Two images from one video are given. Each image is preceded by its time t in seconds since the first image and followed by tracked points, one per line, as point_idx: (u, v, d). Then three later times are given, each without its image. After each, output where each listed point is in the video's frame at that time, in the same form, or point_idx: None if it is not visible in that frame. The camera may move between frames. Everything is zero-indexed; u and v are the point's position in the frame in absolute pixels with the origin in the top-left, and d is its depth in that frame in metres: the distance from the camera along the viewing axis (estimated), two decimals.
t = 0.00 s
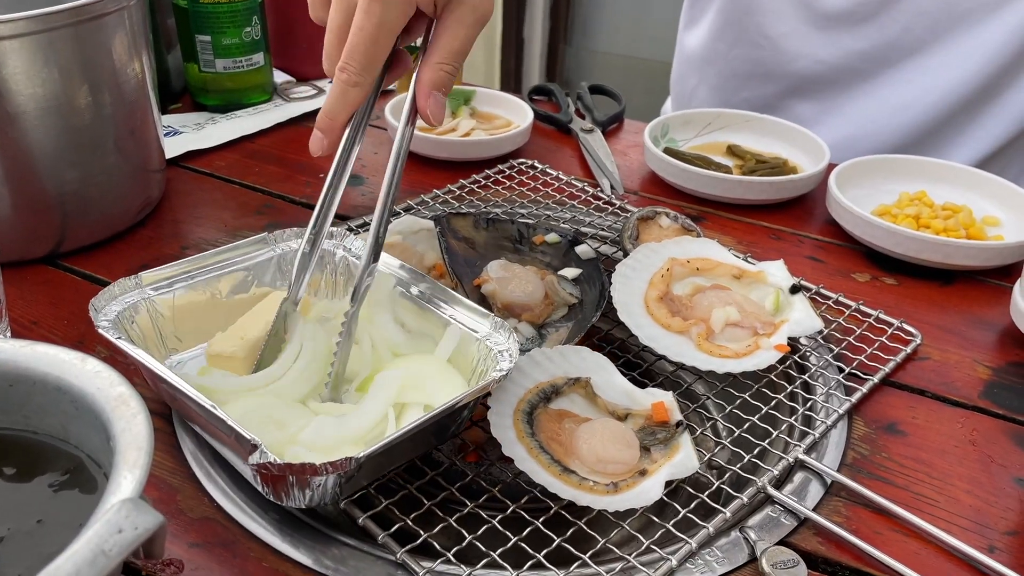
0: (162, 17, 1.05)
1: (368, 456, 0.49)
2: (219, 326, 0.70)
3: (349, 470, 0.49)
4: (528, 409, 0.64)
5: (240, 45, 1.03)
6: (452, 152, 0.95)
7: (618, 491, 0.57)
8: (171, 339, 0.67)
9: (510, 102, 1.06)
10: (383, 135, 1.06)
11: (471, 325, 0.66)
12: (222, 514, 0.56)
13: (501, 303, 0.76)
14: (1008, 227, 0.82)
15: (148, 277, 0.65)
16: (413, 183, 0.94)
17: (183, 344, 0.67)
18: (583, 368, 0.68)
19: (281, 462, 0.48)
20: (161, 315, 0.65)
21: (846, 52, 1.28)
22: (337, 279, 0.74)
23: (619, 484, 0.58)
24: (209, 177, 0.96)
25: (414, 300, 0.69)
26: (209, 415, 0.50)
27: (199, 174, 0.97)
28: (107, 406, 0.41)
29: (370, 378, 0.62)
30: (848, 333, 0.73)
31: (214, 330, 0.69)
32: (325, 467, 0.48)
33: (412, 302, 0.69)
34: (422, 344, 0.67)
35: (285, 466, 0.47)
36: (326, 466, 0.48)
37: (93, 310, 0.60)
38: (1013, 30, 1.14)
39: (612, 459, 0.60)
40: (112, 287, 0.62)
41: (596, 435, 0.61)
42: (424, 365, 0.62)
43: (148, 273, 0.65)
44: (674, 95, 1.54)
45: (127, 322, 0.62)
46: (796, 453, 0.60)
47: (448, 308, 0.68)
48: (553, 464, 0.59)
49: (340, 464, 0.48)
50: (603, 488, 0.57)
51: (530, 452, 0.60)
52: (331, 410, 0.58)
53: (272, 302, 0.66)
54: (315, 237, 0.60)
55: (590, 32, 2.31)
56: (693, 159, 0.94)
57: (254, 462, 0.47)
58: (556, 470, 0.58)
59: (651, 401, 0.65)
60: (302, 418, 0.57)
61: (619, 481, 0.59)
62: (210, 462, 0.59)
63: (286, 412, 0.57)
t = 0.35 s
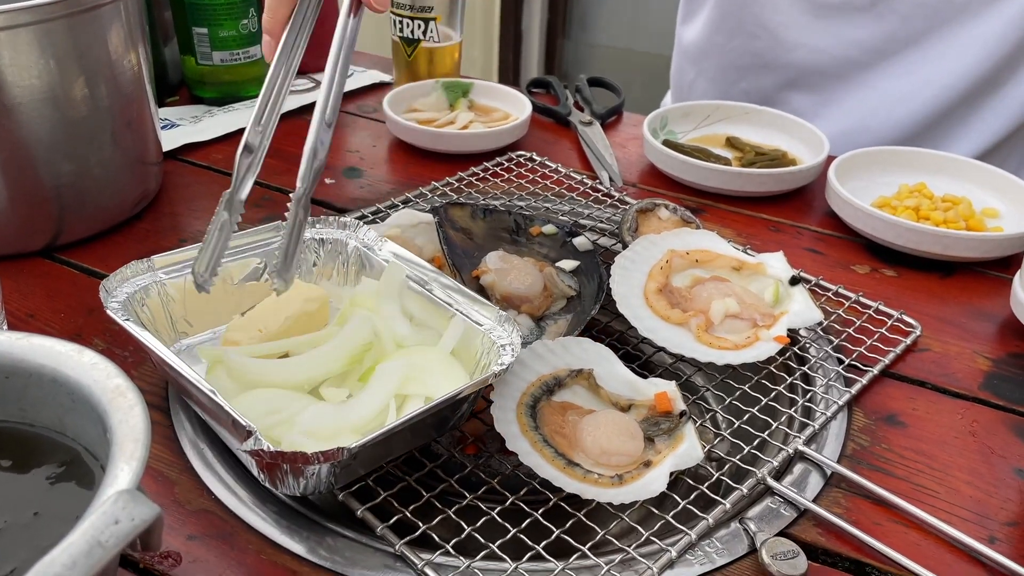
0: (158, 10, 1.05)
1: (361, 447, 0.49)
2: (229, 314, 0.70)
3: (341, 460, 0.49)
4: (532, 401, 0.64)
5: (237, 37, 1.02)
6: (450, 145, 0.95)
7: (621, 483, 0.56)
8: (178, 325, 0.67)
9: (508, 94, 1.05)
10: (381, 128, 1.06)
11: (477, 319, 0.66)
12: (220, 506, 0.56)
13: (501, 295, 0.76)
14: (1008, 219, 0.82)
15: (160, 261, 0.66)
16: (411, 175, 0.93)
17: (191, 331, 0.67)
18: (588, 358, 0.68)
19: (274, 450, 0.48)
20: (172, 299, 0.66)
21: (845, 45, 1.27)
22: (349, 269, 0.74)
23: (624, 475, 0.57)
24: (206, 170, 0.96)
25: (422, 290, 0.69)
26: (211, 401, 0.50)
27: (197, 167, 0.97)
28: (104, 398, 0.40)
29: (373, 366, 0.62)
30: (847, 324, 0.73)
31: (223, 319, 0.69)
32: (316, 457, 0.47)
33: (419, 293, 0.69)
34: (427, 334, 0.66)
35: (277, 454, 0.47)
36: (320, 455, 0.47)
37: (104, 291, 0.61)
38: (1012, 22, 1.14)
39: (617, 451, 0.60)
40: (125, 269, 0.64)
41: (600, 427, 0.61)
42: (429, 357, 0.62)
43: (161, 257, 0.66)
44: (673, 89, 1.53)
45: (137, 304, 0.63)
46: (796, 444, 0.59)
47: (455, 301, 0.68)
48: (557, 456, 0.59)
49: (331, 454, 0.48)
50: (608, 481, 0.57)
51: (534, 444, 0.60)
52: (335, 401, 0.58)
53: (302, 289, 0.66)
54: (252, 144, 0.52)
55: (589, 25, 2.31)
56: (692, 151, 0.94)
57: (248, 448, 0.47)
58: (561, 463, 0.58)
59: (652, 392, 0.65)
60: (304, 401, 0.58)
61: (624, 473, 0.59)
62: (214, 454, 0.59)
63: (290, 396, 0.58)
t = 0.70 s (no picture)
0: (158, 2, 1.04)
1: (367, 438, 0.49)
2: (233, 306, 0.70)
3: (348, 451, 0.49)
4: (537, 391, 0.64)
5: (237, 29, 1.02)
6: (451, 137, 0.95)
7: (625, 474, 0.56)
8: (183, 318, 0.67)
9: (509, 86, 1.05)
10: (381, 120, 1.06)
11: (482, 311, 0.66)
12: (224, 497, 0.56)
13: (504, 287, 0.75)
14: (1010, 210, 0.82)
15: (162, 254, 0.66)
16: (412, 167, 0.93)
17: (197, 324, 0.67)
18: (591, 349, 0.68)
19: (279, 441, 0.48)
20: (174, 293, 0.65)
21: (846, 38, 1.27)
22: (352, 261, 0.74)
23: (628, 466, 0.57)
24: (207, 163, 0.96)
25: (424, 282, 0.69)
26: (215, 393, 0.50)
27: (197, 159, 0.97)
28: (108, 389, 0.40)
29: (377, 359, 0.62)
30: (850, 315, 0.73)
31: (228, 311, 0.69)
32: (322, 449, 0.47)
33: (421, 285, 0.69)
34: (431, 325, 0.66)
35: (283, 446, 0.47)
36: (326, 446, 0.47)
37: (106, 284, 0.60)
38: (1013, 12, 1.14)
39: (620, 442, 0.59)
40: (127, 263, 0.63)
41: (604, 417, 0.61)
42: (434, 350, 0.62)
43: (163, 250, 0.66)
44: (673, 81, 1.53)
45: (140, 297, 0.62)
46: (800, 435, 0.59)
47: (458, 292, 0.68)
48: (561, 447, 0.59)
49: (337, 445, 0.48)
50: (613, 471, 0.57)
51: (539, 435, 0.59)
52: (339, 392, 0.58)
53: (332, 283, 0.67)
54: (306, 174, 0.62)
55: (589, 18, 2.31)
56: (694, 142, 0.94)
57: (254, 440, 0.47)
58: (565, 454, 0.58)
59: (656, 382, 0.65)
60: (308, 393, 0.58)
61: (628, 463, 0.58)
62: (218, 445, 0.59)
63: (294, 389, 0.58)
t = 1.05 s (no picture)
0: None
1: (377, 430, 0.48)
2: (244, 298, 0.69)
3: (357, 443, 0.48)
4: (545, 383, 0.64)
5: (240, 22, 1.02)
6: (455, 130, 0.94)
7: (635, 465, 0.56)
8: (194, 310, 0.66)
9: (513, 79, 1.05)
10: (385, 113, 1.05)
11: (490, 303, 0.65)
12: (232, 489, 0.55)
13: (511, 278, 0.75)
14: (1017, 202, 0.82)
15: (171, 247, 0.65)
16: (417, 161, 0.93)
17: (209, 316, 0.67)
18: (601, 340, 0.68)
19: (289, 432, 0.47)
20: (184, 285, 0.65)
21: (850, 31, 1.27)
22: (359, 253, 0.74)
23: (637, 457, 0.57)
24: (211, 157, 0.95)
25: (433, 274, 0.69)
26: (224, 384, 0.50)
27: (201, 152, 0.96)
28: (116, 379, 0.40)
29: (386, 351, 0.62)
30: (858, 307, 0.73)
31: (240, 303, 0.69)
32: (334, 440, 0.47)
33: (429, 277, 0.69)
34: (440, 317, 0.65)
35: (293, 437, 0.47)
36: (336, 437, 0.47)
37: (116, 276, 0.60)
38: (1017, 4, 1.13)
39: (629, 433, 0.60)
40: (136, 255, 0.63)
41: (613, 409, 0.61)
42: (443, 342, 0.62)
43: (172, 242, 0.65)
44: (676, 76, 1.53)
45: (149, 290, 0.62)
46: (809, 426, 0.59)
47: (466, 284, 0.67)
48: (570, 438, 0.59)
49: (348, 436, 0.47)
50: (621, 462, 0.56)
51: (548, 427, 0.59)
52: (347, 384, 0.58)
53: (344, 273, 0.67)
54: (307, 150, 0.60)
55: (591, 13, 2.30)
56: (699, 135, 0.94)
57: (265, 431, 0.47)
58: (574, 446, 0.58)
59: (664, 373, 0.64)
60: (317, 386, 0.57)
61: (637, 455, 0.58)
62: (225, 436, 0.59)
63: (303, 381, 0.58)
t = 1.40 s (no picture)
0: None
1: (383, 421, 0.48)
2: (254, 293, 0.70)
3: (364, 434, 0.49)
4: (556, 376, 0.64)
5: (245, 19, 1.02)
6: (461, 126, 0.95)
7: (645, 461, 0.56)
8: (203, 303, 0.66)
9: (517, 75, 1.05)
10: (390, 109, 1.06)
11: (498, 298, 0.66)
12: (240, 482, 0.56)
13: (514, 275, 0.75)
14: (1021, 197, 0.82)
15: (184, 239, 0.65)
16: (422, 156, 0.93)
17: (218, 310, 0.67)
18: (610, 332, 0.68)
19: (298, 423, 0.48)
20: (195, 278, 0.65)
21: (853, 26, 1.27)
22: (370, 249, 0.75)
23: (647, 453, 0.57)
24: (217, 153, 0.96)
25: (442, 270, 0.69)
26: (234, 376, 0.50)
27: (206, 148, 0.97)
28: (127, 371, 0.40)
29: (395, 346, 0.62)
30: (863, 302, 0.73)
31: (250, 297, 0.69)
32: (340, 431, 0.47)
33: (437, 271, 0.69)
34: (450, 311, 0.66)
35: (300, 427, 0.47)
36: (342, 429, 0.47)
37: (128, 268, 0.60)
38: None
39: (640, 428, 0.60)
40: (149, 247, 0.63)
41: (624, 403, 0.61)
42: (451, 337, 0.62)
43: (184, 235, 0.65)
44: (679, 72, 1.53)
45: (161, 282, 0.62)
46: (814, 420, 0.59)
47: (476, 280, 0.68)
48: (580, 433, 0.59)
49: (354, 428, 0.47)
50: (632, 458, 0.57)
51: (557, 421, 0.59)
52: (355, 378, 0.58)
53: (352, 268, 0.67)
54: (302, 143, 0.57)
55: (594, 10, 2.31)
56: (704, 131, 0.94)
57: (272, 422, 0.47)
58: (584, 440, 0.58)
59: (676, 367, 0.65)
60: (326, 378, 0.58)
61: (648, 449, 0.59)
62: (234, 430, 0.59)
63: (311, 373, 0.58)
